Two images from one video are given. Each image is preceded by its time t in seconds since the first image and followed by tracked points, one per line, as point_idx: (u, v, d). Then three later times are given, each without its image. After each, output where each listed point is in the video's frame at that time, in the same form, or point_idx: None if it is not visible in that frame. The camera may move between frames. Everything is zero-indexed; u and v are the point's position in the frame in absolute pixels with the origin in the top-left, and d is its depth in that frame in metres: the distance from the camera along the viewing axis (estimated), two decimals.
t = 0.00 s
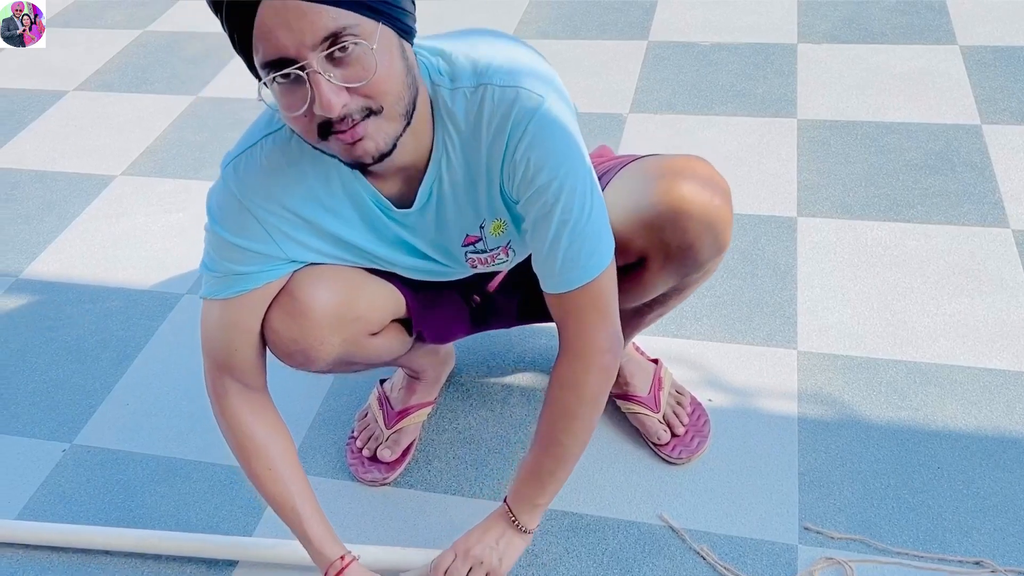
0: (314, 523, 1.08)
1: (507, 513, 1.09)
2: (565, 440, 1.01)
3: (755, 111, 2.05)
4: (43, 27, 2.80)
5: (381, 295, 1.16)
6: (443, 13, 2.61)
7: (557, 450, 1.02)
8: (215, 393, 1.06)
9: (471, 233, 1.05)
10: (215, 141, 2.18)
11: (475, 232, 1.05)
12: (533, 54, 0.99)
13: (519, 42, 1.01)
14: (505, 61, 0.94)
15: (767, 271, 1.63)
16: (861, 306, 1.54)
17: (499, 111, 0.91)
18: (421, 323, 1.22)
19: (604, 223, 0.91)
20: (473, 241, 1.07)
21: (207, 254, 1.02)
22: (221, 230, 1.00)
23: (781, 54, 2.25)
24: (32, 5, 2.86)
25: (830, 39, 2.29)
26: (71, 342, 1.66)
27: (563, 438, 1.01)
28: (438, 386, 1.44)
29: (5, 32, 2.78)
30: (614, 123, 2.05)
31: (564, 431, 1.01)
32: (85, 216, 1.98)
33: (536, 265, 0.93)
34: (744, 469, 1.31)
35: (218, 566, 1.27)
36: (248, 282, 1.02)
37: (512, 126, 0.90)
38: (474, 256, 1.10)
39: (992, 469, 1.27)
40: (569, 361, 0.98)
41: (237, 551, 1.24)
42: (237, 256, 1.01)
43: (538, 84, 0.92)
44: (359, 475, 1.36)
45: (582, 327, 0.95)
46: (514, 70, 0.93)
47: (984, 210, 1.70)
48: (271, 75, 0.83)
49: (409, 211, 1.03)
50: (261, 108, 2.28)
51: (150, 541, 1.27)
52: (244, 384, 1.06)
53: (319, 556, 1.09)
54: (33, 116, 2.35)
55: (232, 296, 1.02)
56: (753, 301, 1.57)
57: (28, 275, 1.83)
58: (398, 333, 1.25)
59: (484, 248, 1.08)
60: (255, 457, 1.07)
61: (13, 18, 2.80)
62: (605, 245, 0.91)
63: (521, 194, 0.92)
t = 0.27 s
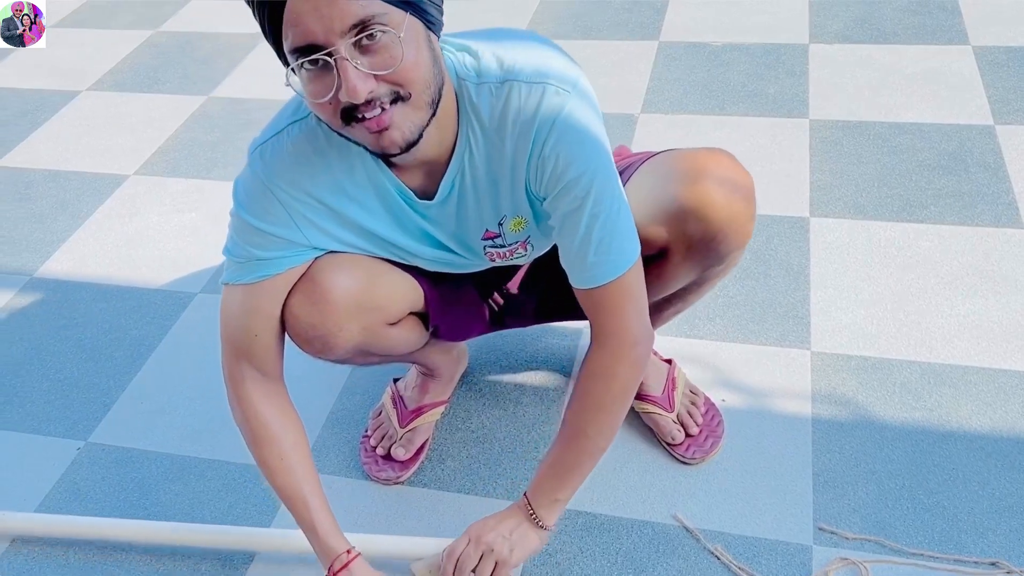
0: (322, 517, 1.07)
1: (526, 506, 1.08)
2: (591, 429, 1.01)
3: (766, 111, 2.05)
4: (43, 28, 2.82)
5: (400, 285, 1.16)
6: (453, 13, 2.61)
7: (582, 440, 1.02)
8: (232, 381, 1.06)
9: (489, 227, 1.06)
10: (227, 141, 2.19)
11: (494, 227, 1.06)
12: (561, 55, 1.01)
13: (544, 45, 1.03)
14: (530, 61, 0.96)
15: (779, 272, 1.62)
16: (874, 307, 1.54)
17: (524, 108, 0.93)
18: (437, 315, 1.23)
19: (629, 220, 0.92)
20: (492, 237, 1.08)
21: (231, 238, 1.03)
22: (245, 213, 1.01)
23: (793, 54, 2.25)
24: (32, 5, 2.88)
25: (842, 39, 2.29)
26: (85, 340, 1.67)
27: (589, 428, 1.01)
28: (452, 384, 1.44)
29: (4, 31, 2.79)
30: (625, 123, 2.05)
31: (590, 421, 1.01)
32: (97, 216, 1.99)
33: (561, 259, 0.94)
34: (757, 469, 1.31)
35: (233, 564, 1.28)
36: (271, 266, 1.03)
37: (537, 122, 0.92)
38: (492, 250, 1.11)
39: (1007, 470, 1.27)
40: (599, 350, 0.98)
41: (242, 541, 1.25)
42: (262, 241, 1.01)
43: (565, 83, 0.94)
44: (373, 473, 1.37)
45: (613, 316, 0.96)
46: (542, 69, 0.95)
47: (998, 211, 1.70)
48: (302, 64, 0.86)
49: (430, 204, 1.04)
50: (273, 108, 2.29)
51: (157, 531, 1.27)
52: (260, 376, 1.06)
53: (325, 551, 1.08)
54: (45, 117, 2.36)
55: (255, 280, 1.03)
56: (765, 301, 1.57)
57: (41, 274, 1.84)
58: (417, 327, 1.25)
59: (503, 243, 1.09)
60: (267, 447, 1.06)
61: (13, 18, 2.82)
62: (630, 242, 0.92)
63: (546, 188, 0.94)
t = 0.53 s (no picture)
0: (312, 527, 1.05)
1: (523, 489, 1.02)
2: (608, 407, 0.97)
3: (773, 112, 2.05)
4: (44, 27, 2.84)
5: (409, 285, 1.17)
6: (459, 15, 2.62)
7: (598, 420, 0.97)
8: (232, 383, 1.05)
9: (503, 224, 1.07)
10: (234, 143, 2.20)
11: (506, 222, 1.07)
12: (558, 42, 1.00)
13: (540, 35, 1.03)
14: (529, 48, 0.96)
15: (786, 274, 1.63)
16: (881, 309, 1.54)
17: (528, 95, 0.92)
18: (445, 317, 1.23)
19: (647, 203, 0.91)
20: (506, 232, 1.09)
21: (241, 238, 1.03)
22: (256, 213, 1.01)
23: (799, 55, 2.25)
24: (32, 4, 2.89)
25: (848, 41, 2.29)
26: (93, 341, 1.68)
27: (608, 409, 0.97)
28: (459, 386, 1.45)
29: (5, 31, 2.82)
30: (631, 125, 2.05)
31: (608, 400, 0.97)
32: (105, 217, 2.00)
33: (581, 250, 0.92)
34: (765, 471, 1.31)
35: (241, 564, 1.28)
36: (280, 268, 1.04)
37: (545, 116, 0.91)
38: (508, 248, 1.13)
39: (1015, 473, 1.27)
40: (623, 327, 0.94)
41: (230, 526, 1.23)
42: (273, 242, 1.02)
43: (567, 72, 0.93)
44: (381, 475, 1.37)
45: (638, 292, 0.92)
46: (542, 61, 0.94)
47: (1005, 212, 1.70)
48: (317, 111, 0.84)
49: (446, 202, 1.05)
50: (279, 110, 2.30)
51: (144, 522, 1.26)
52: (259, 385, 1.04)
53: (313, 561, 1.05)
54: (53, 119, 2.37)
55: (263, 283, 1.04)
56: (772, 303, 1.57)
57: (50, 276, 1.85)
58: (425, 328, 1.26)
59: (518, 238, 1.11)
60: (261, 453, 1.04)
61: (13, 18, 2.83)
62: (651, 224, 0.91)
63: (561, 180, 0.93)
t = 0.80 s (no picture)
0: (321, 514, 1.05)
1: (512, 487, 1.01)
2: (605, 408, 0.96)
3: (773, 113, 2.05)
4: (44, 27, 2.85)
5: (406, 281, 1.17)
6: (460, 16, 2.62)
7: (593, 420, 0.97)
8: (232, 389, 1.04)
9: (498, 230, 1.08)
10: (234, 144, 2.20)
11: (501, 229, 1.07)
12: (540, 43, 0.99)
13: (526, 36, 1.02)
14: (515, 54, 0.95)
15: (786, 274, 1.62)
16: (881, 309, 1.53)
17: (518, 103, 0.92)
18: (443, 314, 1.23)
19: (643, 198, 0.90)
20: (502, 238, 1.09)
21: (236, 236, 1.04)
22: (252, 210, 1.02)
23: (799, 56, 2.25)
24: (32, 5, 2.89)
25: (849, 41, 2.28)
26: (94, 343, 1.68)
27: (604, 410, 0.96)
28: (459, 387, 1.45)
29: (5, 31, 2.82)
30: (631, 126, 2.05)
31: (605, 403, 0.96)
32: (106, 219, 2.00)
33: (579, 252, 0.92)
34: (764, 474, 1.31)
35: (240, 565, 1.28)
36: (275, 267, 1.05)
37: (535, 121, 0.91)
38: (504, 254, 1.13)
39: (1015, 473, 1.26)
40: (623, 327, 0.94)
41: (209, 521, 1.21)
42: (269, 243, 1.03)
43: (551, 72, 0.93)
44: (380, 476, 1.37)
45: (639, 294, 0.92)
46: (526, 63, 0.93)
47: (1006, 212, 1.69)
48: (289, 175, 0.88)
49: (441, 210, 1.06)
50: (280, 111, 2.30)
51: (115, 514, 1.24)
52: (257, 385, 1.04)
53: (326, 552, 1.05)
54: (53, 120, 2.37)
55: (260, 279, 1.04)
56: (771, 304, 1.57)
57: (50, 277, 1.85)
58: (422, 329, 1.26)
59: (512, 245, 1.11)
60: (266, 455, 1.04)
61: (13, 18, 2.84)
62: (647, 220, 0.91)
63: (555, 188, 0.92)
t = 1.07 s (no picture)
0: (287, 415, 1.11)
1: (499, 514, 0.99)
2: (597, 436, 0.94)
3: (771, 111, 2.04)
4: (45, 27, 2.85)
5: (398, 289, 1.19)
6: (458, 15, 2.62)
7: (584, 448, 0.95)
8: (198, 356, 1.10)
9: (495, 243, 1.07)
10: (232, 144, 2.20)
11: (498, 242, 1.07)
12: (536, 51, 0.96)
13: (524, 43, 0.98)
14: (512, 68, 0.92)
15: (784, 272, 1.62)
16: (879, 307, 1.53)
17: (515, 121, 0.90)
18: (436, 317, 1.25)
19: (639, 219, 0.89)
20: (499, 250, 1.09)
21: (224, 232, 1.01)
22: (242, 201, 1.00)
23: (797, 54, 2.24)
24: (31, 5, 2.89)
25: (847, 39, 2.28)
26: (91, 343, 1.68)
27: (597, 438, 0.95)
28: (456, 385, 1.45)
29: (6, 31, 2.82)
30: (629, 124, 2.04)
31: (596, 426, 0.94)
32: (103, 219, 2.00)
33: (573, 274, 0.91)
34: (762, 472, 1.30)
35: (237, 565, 1.28)
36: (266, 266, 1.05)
37: (534, 140, 0.89)
38: (502, 264, 1.13)
39: (1013, 470, 1.26)
40: (616, 350, 0.92)
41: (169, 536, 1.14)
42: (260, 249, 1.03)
43: (549, 87, 0.90)
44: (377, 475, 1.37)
45: (632, 316, 0.90)
46: (523, 77, 0.91)
47: (1004, 210, 1.69)
48: (296, 210, 0.87)
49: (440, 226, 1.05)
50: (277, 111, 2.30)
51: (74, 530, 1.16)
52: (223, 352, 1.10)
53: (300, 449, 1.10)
54: (51, 121, 2.37)
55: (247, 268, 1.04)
56: (769, 302, 1.57)
57: (48, 278, 1.85)
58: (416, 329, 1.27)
59: (510, 255, 1.11)
60: (230, 383, 1.10)
61: (13, 17, 2.84)
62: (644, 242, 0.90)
63: (551, 207, 0.91)
